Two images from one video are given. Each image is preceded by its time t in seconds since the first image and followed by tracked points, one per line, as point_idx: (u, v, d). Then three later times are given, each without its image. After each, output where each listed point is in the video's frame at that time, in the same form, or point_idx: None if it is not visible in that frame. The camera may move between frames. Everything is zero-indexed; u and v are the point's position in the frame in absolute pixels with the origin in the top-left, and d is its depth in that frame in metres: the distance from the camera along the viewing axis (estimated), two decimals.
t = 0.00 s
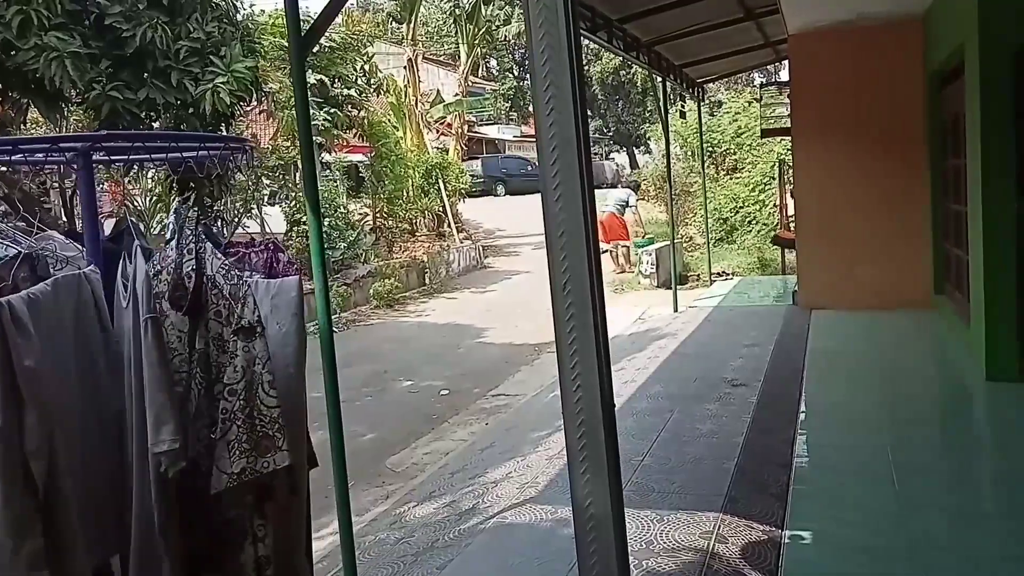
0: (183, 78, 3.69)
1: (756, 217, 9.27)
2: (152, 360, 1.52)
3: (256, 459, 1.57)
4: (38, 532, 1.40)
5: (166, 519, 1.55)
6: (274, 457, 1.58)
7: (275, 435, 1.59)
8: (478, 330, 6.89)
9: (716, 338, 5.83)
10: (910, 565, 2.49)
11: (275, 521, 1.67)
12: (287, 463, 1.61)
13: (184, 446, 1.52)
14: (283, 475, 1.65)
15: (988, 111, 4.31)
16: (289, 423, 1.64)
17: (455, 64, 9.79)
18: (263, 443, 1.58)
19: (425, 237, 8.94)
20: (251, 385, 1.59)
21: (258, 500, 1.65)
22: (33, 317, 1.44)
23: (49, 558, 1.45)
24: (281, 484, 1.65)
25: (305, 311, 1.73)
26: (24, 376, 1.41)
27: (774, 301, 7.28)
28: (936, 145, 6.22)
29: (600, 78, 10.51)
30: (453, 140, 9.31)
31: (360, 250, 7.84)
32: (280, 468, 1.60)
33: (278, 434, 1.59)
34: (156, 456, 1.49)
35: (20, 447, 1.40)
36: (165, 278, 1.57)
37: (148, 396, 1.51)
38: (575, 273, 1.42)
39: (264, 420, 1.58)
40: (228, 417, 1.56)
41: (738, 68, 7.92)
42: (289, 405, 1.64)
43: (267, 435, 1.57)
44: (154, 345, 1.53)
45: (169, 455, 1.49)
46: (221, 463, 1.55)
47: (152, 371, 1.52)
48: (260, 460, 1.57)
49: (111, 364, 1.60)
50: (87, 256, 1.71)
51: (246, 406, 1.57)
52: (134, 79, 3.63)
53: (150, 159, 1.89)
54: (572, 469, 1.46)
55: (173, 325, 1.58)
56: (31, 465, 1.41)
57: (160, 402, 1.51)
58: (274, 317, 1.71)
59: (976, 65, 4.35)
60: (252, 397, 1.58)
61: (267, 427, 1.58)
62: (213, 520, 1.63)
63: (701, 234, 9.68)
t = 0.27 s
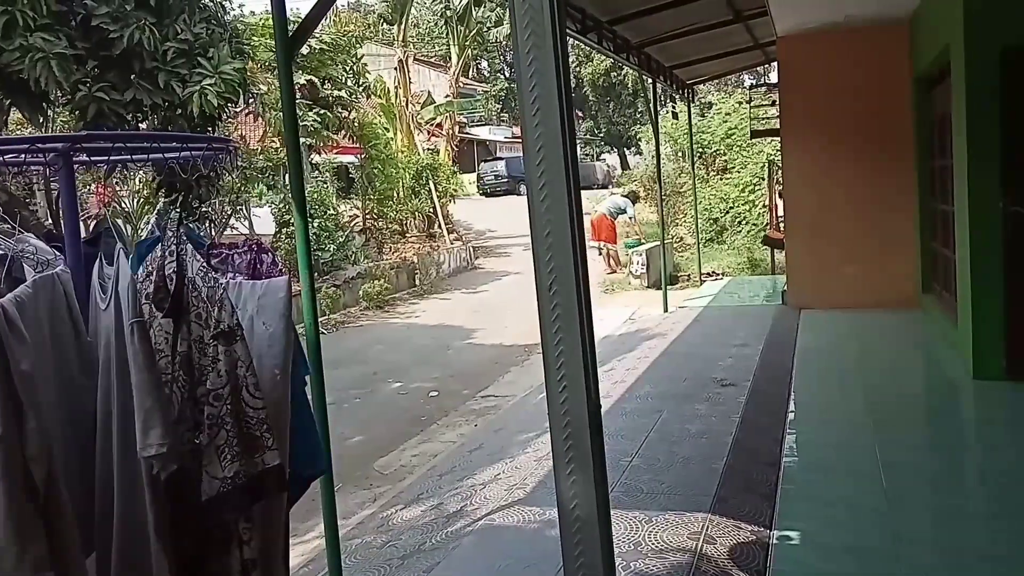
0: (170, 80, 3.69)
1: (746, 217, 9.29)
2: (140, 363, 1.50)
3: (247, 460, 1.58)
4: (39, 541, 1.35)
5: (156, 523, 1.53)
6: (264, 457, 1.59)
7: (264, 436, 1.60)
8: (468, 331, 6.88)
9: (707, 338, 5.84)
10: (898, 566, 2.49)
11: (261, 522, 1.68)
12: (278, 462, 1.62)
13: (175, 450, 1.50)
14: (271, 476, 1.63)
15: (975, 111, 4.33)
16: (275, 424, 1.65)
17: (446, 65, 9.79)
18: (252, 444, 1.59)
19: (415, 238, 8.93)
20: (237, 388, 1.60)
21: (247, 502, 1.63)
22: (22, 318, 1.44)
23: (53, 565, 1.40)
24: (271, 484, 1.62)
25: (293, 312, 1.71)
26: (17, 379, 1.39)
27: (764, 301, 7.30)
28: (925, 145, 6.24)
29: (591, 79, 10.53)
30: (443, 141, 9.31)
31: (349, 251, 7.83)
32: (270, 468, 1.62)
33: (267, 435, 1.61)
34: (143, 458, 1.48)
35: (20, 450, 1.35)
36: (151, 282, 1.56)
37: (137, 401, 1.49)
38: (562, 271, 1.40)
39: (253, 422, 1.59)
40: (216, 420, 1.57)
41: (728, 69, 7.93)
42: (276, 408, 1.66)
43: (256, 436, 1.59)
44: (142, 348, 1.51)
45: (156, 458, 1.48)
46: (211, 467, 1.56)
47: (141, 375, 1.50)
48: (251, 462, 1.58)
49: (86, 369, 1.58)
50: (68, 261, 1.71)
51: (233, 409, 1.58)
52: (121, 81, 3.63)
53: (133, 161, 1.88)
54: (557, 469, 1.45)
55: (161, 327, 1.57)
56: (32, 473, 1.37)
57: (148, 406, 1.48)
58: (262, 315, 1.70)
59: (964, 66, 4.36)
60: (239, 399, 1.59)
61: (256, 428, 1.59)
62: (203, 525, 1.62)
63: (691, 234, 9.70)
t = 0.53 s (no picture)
0: (164, 81, 3.69)
1: (741, 218, 9.29)
2: (142, 364, 1.51)
3: (240, 463, 1.57)
4: (68, 533, 1.42)
5: (155, 524, 1.55)
6: (258, 460, 1.58)
7: (258, 439, 1.59)
8: (463, 333, 6.87)
9: (702, 340, 5.83)
10: (892, 567, 2.48)
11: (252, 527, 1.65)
12: (272, 466, 1.61)
13: (173, 452, 1.51)
14: (265, 480, 1.61)
15: (970, 111, 4.33)
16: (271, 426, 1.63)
17: (442, 67, 9.80)
18: (246, 447, 1.58)
19: (410, 240, 8.92)
20: (230, 390, 1.58)
21: (242, 505, 1.61)
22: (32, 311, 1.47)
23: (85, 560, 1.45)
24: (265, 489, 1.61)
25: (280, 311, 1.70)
26: (40, 375, 1.44)
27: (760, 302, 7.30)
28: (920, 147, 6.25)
29: (587, 81, 10.54)
30: (439, 142, 9.29)
31: (344, 253, 7.81)
32: (264, 472, 1.60)
33: (260, 438, 1.59)
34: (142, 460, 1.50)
35: (44, 447, 1.41)
36: (140, 285, 1.55)
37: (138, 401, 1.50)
38: (554, 269, 1.39)
39: (246, 424, 1.58)
40: (208, 422, 1.57)
41: (723, 70, 7.94)
42: (270, 409, 1.62)
43: (250, 438, 1.58)
44: (146, 347, 1.52)
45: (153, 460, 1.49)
46: (203, 470, 1.55)
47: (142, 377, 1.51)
48: (243, 465, 1.57)
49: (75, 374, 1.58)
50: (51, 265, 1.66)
51: (226, 411, 1.58)
52: (113, 82, 3.62)
53: (121, 163, 1.87)
54: (550, 471, 1.44)
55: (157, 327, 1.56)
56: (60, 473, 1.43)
57: (148, 407, 1.50)
58: (247, 318, 1.67)
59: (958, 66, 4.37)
60: (232, 401, 1.58)
61: (249, 430, 1.58)
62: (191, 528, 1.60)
63: (686, 236, 9.70)
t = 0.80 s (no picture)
0: (162, 82, 3.68)
1: (741, 220, 9.29)
2: (152, 362, 1.50)
3: (230, 469, 1.59)
4: (92, 530, 1.40)
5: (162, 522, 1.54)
6: (248, 465, 1.60)
7: (248, 443, 1.61)
8: (462, 335, 6.86)
9: (702, 342, 5.82)
10: (894, 569, 2.47)
11: (250, 531, 1.64)
12: (262, 472, 1.63)
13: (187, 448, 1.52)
14: (254, 487, 1.62)
15: (970, 112, 4.32)
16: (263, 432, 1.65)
17: (442, 68, 9.80)
18: (236, 451, 1.60)
19: (410, 241, 8.92)
20: (222, 394, 1.59)
21: (231, 511, 1.61)
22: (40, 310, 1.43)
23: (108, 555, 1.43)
24: (254, 497, 1.62)
25: (272, 314, 1.70)
26: (59, 371, 1.40)
27: (760, 303, 7.29)
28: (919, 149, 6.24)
29: (588, 83, 10.54)
30: (439, 143, 9.30)
31: (343, 254, 7.81)
32: (254, 478, 1.62)
33: (251, 443, 1.61)
34: (155, 459, 1.49)
35: (67, 444, 1.38)
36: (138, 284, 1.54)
37: (151, 399, 1.49)
38: (554, 270, 1.38)
39: (239, 427, 1.60)
40: (201, 425, 1.57)
41: (724, 71, 7.93)
42: (262, 413, 1.64)
43: (240, 442, 1.59)
44: (153, 347, 1.51)
45: (170, 458, 1.49)
46: (193, 475, 1.55)
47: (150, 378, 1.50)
48: (233, 470, 1.59)
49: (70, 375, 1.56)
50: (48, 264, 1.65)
51: (218, 415, 1.58)
52: (111, 83, 3.62)
53: (118, 163, 1.85)
54: (550, 474, 1.42)
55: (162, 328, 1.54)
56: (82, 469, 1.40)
57: (162, 406, 1.49)
58: (241, 321, 1.68)
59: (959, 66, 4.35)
60: (224, 405, 1.59)
61: (240, 435, 1.60)
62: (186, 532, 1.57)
63: (686, 238, 9.69)
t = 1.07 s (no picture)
0: (163, 83, 3.67)
1: (742, 222, 9.29)
2: (150, 364, 1.50)
3: (234, 471, 1.58)
4: (83, 534, 1.40)
5: (167, 526, 1.53)
6: (251, 468, 1.59)
7: (251, 446, 1.60)
8: (463, 337, 6.86)
9: (703, 343, 5.81)
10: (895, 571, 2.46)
11: (263, 526, 1.66)
12: (266, 474, 1.63)
13: (186, 451, 1.52)
14: (258, 489, 1.62)
15: (970, 112, 4.32)
16: (265, 434, 1.65)
17: (442, 69, 9.80)
18: (240, 454, 1.59)
19: (411, 243, 8.91)
20: (223, 397, 1.60)
21: (238, 512, 1.62)
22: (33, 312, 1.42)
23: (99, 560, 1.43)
24: (259, 498, 1.63)
25: (270, 318, 1.69)
26: (51, 374, 1.41)
27: (761, 305, 7.29)
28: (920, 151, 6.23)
29: (589, 84, 10.55)
30: (439, 145, 9.30)
31: (344, 256, 7.80)
32: (258, 480, 1.62)
33: (254, 445, 1.61)
34: (152, 462, 1.49)
35: (57, 448, 1.39)
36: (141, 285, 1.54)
37: (148, 403, 1.49)
38: (556, 274, 1.37)
39: (241, 430, 1.60)
40: (203, 429, 1.56)
41: (725, 73, 7.92)
42: (263, 415, 1.64)
43: (243, 445, 1.59)
44: (151, 351, 1.51)
45: (167, 459, 1.49)
46: (199, 479, 1.54)
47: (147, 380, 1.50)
48: (238, 472, 1.58)
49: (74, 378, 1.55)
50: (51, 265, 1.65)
51: (220, 419, 1.58)
52: (111, 84, 3.62)
53: (119, 164, 1.84)
54: (551, 476, 1.41)
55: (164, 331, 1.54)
56: (72, 471, 1.41)
57: (158, 408, 1.49)
58: (241, 326, 1.67)
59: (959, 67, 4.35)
60: (226, 408, 1.59)
61: (243, 437, 1.60)
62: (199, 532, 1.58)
63: (687, 240, 9.68)
